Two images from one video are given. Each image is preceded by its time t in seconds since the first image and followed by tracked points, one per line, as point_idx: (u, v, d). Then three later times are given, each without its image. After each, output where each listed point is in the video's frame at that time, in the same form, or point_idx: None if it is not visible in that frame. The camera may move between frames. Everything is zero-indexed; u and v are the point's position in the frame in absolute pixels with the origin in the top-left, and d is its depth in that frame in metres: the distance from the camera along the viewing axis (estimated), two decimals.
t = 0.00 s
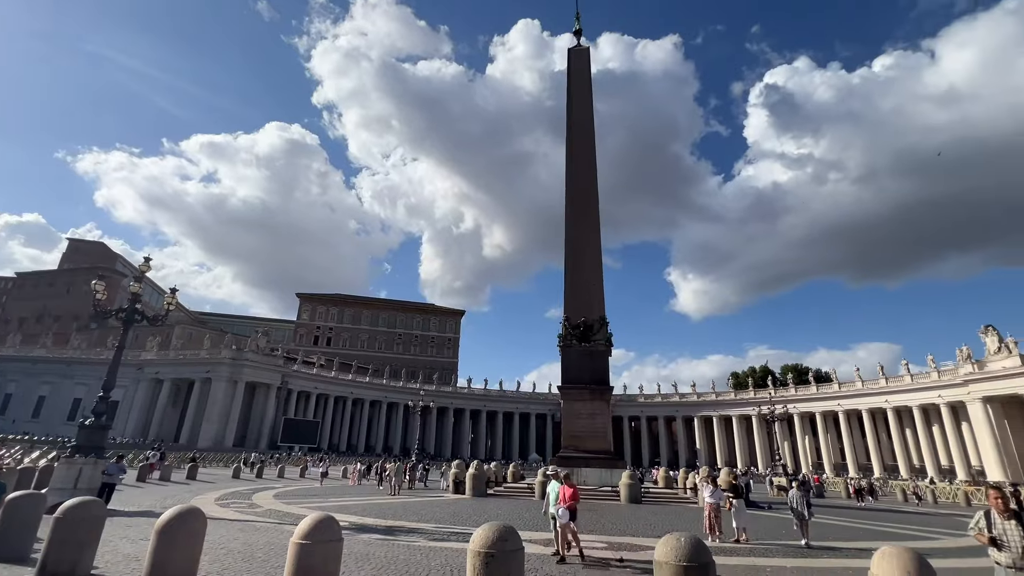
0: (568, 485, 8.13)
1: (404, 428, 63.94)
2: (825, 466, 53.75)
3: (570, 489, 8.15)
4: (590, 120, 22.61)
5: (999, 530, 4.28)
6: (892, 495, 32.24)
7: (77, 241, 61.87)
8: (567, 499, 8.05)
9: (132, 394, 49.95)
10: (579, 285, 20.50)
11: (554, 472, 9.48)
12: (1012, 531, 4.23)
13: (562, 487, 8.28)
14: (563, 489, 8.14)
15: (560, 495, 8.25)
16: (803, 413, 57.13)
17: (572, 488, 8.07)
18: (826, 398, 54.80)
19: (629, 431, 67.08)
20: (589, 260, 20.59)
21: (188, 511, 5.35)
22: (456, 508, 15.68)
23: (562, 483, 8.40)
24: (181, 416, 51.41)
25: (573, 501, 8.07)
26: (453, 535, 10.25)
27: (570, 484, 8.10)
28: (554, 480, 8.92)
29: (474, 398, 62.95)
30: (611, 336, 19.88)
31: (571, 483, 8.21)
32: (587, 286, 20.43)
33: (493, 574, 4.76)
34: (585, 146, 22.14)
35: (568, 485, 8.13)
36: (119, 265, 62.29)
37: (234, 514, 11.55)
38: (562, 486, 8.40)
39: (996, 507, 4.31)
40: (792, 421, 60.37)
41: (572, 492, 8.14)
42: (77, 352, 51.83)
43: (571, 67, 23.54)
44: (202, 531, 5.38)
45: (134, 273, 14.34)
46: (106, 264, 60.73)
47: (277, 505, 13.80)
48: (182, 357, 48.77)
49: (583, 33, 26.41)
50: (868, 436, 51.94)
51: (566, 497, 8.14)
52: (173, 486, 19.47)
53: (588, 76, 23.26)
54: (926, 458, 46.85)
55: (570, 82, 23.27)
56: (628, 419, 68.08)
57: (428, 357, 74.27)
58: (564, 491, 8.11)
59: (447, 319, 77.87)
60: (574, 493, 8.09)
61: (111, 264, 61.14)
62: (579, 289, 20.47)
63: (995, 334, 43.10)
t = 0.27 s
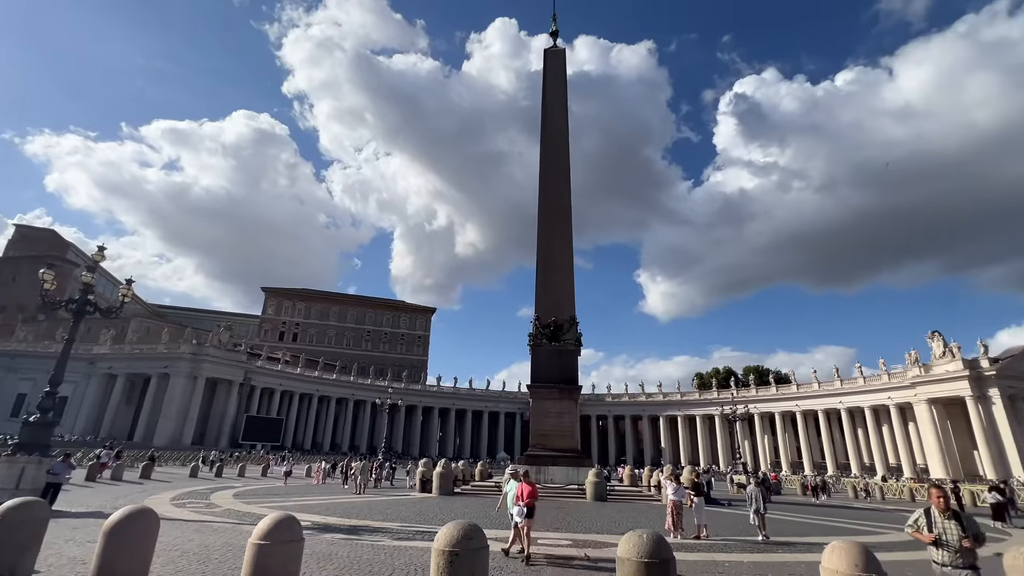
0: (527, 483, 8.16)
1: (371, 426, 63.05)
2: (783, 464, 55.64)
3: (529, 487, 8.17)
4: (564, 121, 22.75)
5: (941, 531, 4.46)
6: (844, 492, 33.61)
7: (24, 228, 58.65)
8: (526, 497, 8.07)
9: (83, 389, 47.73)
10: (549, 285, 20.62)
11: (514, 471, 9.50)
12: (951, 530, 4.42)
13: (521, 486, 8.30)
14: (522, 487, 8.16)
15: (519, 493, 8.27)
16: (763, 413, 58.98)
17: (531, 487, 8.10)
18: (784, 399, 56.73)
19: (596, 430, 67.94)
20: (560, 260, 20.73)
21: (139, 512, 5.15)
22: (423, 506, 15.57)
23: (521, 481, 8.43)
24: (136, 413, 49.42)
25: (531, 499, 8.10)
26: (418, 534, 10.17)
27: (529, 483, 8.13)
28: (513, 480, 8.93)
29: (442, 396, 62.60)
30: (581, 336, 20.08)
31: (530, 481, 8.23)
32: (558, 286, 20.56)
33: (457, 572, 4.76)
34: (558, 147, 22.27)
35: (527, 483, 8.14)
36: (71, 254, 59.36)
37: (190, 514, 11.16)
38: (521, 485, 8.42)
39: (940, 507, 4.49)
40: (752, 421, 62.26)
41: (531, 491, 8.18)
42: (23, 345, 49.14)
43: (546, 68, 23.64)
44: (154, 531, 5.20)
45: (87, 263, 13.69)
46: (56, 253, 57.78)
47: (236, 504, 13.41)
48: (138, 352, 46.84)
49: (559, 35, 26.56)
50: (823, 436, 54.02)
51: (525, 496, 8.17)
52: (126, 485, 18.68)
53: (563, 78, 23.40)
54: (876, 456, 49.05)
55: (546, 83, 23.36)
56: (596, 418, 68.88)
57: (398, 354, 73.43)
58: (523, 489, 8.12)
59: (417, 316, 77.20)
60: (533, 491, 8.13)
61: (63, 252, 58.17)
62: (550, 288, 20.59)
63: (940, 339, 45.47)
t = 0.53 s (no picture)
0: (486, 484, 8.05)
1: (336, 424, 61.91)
2: (743, 462, 57.35)
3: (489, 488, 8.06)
4: (538, 121, 22.82)
5: (880, 522, 4.69)
6: (799, 489, 34.88)
7: None
8: (485, 498, 7.97)
9: (27, 384, 45.26)
10: (520, 284, 20.66)
11: (475, 470, 9.43)
12: (889, 522, 4.65)
13: (480, 486, 8.19)
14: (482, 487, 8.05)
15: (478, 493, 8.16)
16: (725, 413, 60.64)
17: (490, 487, 8.00)
18: (745, 399, 58.47)
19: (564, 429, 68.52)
20: (531, 260, 20.81)
21: (85, 513, 4.92)
22: (388, 506, 15.39)
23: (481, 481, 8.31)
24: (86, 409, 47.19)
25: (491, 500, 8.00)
26: (382, 534, 10.04)
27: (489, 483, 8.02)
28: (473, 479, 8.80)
29: (410, 395, 61.98)
30: (550, 335, 20.21)
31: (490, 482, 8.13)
32: (529, 285, 20.63)
33: (420, 572, 4.72)
34: (532, 147, 22.34)
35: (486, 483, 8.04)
36: (16, 241, 56.15)
37: (142, 516, 10.71)
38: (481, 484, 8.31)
39: (880, 500, 4.74)
40: (715, 420, 63.92)
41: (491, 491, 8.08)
42: None
43: (522, 67, 23.67)
44: (100, 533, 4.99)
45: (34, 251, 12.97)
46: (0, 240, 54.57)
47: (192, 505, 12.95)
48: (89, 345, 44.69)
49: (535, 35, 26.63)
50: (781, 435, 55.93)
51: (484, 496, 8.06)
52: (73, 486, 17.80)
53: (538, 78, 23.47)
54: (829, 455, 51.10)
55: (521, 82, 23.38)
56: (564, 417, 69.44)
57: (365, 351, 72.33)
58: (482, 490, 8.01)
59: (385, 313, 76.21)
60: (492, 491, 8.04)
61: (7, 239, 54.95)
62: (521, 288, 20.64)
63: (890, 343, 47.70)
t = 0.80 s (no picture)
0: (444, 483, 7.85)
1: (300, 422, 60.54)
2: (704, 461, 58.81)
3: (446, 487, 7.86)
4: (513, 120, 22.83)
5: (819, 523, 4.85)
6: (756, 487, 36.00)
7: None
8: (442, 498, 7.76)
9: None
10: (491, 282, 20.65)
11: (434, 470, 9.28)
12: (828, 523, 4.81)
13: (437, 486, 7.98)
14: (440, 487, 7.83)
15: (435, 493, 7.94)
16: (688, 413, 62.06)
17: (447, 487, 7.80)
18: (708, 400, 60.01)
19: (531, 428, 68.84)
20: (503, 258, 20.81)
21: (24, 515, 4.68)
22: (351, 505, 15.12)
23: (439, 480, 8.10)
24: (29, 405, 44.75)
25: (447, 500, 7.80)
26: (344, 534, 9.88)
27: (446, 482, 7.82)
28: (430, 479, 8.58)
29: (377, 393, 61.12)
30: (520, 335, 20.27)
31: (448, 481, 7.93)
32: (500, 284, 20.63)
33: (381, 573, 4.67)
34: (506, 146, 22.32)
35: (443, 483, 7.84)
36: None
37: (88, 518, 10.22)
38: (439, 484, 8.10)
39: (819, 501, 4.91)
40: (678, 420, 65.35)
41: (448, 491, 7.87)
42: None
43: (497, 66, 23.63)
44: (41, 535, 4.76)
45: None
46: None
47: (144, 507, 12.43)
48: (34, 338, 42.37)
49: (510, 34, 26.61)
50: (740, 434, 57.61)
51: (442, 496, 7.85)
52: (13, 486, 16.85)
53: (513, 77, 23.48)
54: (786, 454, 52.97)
55: (496, 81, 23.34)
56: (531, 416, 69.69)
57: (331, 348, 70.92)
58: (439, 490, 7.80)
59: (353, 309, 74.94)
60: (449, 491, 7.83)
61: None
62: (491, 287, 20.62)
63: (844, 346, 49.77)
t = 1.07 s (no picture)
0: (397, 483, 7.55)
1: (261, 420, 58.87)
2: (667, 459, 60.09)
3: (400, 487, 7.57)
4: (486, 119, 22.78)
5: (762, 516, 5.00)
6: (716, 485, 37.04)
7: None
8: (396, 499, 7.46)
9: None
10: (461, 281, 20.56)
11: (389, 470, 9.04)
12: (770, 516, 4.96)
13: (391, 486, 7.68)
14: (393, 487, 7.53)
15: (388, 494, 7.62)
16: (652, 413, 63.27)
17: (401, 488, 7.53)
18: (671, 400, 61.35)
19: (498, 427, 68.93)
20: (474, 256, 20.75)
21: None
22: (312, 505, 14.81)
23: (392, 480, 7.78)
24: None
25: (401, 501, 7.51)
26: (305, 535, 9.67)
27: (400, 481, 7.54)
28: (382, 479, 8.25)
29: (342, 391, 60.04)
30: (489, 334, 20.26)
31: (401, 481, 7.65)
32: (469, 283, 20.56)
33: (341, 574, 4.58)
34: (479, 144, 22.27)
35: (398, 484, 7.56)
36: None
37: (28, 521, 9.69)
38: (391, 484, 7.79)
39: (761, 496, 5.06)
40: (643, 420, 66.55)
41: (402, 491, 7.58)
42: None
43: (472, 64, 23.54)
44: None
45: None
46: None
47: (91, 508, 11.86)
48: None
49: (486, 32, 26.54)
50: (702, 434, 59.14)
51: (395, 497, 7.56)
52: None
53: (487, 76, 23.42)
54: (744, 452, 54.70)
55: (470, 79, 23.25)
56: (499, 416, 69.72)
57: (296, 345, 69.24)
58: (393, 491, 7.52)
59: (319, 306, 73.36)
60: (402, 492, 7.54)
61: None
62: (461, 285, 20.52)
63: (801, 349, 51.70)
